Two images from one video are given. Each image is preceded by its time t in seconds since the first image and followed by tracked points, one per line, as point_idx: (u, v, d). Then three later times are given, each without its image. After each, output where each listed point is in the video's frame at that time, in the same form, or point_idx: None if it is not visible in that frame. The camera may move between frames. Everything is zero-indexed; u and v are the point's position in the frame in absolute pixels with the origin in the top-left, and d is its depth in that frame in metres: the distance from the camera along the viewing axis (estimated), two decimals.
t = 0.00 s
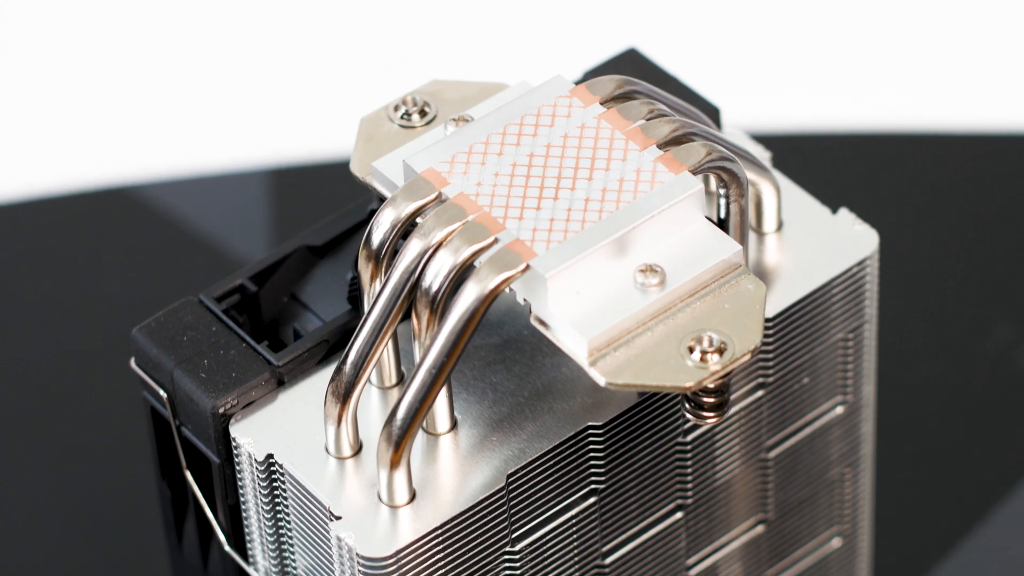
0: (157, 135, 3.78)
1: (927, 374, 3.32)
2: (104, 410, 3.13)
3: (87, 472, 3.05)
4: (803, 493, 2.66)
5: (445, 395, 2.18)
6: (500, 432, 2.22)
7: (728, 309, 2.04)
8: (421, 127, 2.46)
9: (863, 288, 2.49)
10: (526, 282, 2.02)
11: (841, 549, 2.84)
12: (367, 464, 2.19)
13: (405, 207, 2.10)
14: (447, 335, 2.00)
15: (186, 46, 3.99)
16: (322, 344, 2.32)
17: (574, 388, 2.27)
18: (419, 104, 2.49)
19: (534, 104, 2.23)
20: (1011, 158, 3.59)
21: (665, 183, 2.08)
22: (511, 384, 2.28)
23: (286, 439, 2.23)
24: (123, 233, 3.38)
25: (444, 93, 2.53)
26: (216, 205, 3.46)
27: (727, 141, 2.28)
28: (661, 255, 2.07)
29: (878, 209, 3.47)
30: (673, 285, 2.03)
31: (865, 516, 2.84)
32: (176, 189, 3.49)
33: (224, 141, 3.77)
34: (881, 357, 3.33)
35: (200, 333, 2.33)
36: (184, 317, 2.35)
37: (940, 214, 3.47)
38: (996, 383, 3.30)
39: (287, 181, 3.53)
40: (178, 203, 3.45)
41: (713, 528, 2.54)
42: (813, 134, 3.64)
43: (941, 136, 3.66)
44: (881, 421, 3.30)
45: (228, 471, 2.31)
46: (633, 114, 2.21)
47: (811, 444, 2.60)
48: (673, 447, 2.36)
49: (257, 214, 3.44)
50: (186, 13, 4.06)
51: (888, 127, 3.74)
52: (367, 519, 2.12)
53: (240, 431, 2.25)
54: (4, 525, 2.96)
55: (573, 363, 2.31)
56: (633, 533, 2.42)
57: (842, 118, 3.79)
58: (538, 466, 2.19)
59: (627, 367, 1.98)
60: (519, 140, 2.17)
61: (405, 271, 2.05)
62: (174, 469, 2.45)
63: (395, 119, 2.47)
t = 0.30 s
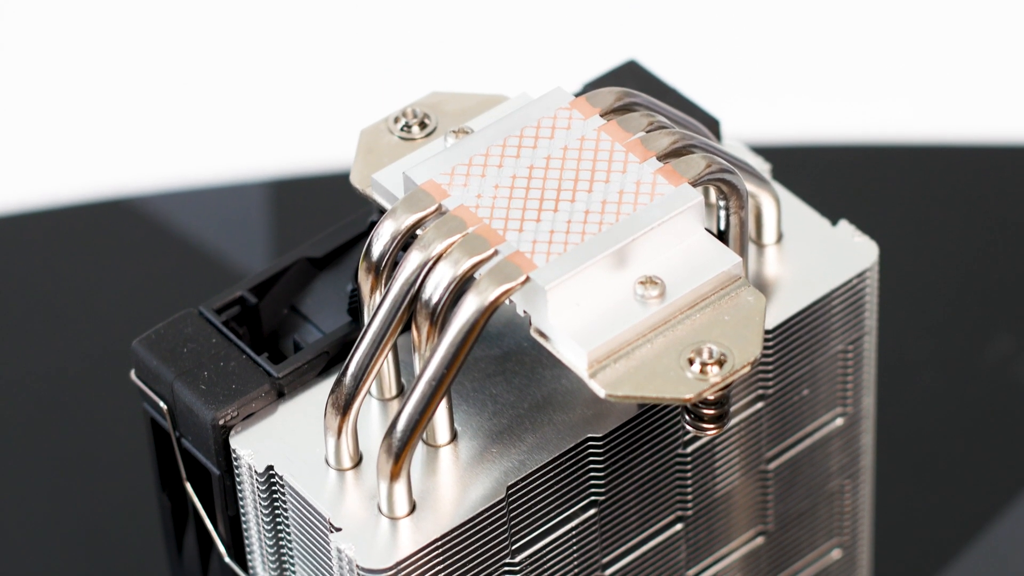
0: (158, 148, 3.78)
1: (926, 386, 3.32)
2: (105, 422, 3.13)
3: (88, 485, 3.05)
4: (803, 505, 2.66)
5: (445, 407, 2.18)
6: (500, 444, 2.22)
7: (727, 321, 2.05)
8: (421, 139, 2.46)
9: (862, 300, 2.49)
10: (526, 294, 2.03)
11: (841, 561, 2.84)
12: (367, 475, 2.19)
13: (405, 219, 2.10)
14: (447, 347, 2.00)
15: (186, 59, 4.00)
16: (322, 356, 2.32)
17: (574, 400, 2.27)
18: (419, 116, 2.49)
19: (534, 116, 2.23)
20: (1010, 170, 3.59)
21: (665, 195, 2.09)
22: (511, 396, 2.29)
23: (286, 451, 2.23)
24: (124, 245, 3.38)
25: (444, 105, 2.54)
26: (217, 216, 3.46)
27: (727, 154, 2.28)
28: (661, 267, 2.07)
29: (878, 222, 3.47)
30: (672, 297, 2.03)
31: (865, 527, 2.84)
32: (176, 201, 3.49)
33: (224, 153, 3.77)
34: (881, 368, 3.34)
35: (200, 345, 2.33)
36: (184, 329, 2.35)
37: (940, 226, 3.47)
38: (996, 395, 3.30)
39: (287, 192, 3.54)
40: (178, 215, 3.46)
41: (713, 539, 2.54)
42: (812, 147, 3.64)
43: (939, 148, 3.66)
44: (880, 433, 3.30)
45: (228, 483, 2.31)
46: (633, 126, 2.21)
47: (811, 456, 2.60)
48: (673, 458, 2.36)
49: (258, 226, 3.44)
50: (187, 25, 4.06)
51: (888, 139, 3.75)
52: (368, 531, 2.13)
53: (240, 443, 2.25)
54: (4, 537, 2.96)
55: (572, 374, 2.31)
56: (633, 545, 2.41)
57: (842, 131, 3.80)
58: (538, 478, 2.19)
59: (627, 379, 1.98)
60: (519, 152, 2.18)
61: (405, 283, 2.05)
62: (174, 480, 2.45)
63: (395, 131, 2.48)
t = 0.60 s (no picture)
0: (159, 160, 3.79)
1: (927, 397, 3.31)
2: (105, 434, 3.12)
3: (88, 497, 3.05)
4: (803, 516, 2.66)
5: (445, 418, 2.18)
6: (500, 455, 2.22)
7: (728, 332, 2.05)
8: (421, 150, 2.47)
9: (862, 311, 2.49)
10: (525, 306, 2.03)
11: (841, 572, 2.83)
12: (367, 487, 2.19)
13: (405, 231, 2.10)
14: (447, 358, 2.00)
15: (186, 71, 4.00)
16: (322, 368, 2.32)
17: (574, 411, 2.27)
18: (419, 127, 2.49)
19: (534, 127, 2.23)
20: (1009, 181, 3.60)
21: (665, 207, 2.09)
22: (511, 408, 2.29)
23: (286, 462, 2.23)
24: (124, 256, 3.38)
25: (444, 117, 2.54)
26: (217, 228, 3.46)
27: (727, 165, 2.28)
28: (660, 279, 2.07)
29: (878, 233, 3.48)
30: (672, 308, 2.03)
31: (865, 538, 2.84)
32: (177, 212, 3.50)
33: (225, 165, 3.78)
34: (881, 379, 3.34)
35: (200, 356, 2.33)
36: (184, 340, 2.35)
37: (940, 237, 3.47)
38: (996, 406, 3.30)
39: (287, 204, 3.54)
40: (178, 226, 3.46)
41: (713, 551, 2.54)
42: (812, 158, 3.65)
43: (939, 159, 3.67)
44: (880, 444, 3.30)
45: (228, 494, 2.31)
46: (633, 138, 2.21)
47: (811, 467, 2.60)
48: (672, 469, 2.36)
49: (258, 237, 3.44)
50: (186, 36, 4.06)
51: (887, 150, 3.76)
52: (367, 543, 2.13)
53: (240, 454, 2.25)
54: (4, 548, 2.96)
55: (572, 386, 2.31)
56: (633, 556, 2.41)
57: (841, 142, 3.80)
58: (537, 490, 2.19)
59: (627, 390, 1.98)
60: (518, 164, 2.18)
61: (405, 295, 2.05)
62: (174, 492, 2.45)
63: (395, 142, 2.48)
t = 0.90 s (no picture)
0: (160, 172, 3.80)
1: (927, 408, 3.31)
2: (106, 445, 3.12)
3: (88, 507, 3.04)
4: (803, 527, 2.66)
5: (446, 430, 2.18)
6: (499, 467, 2.22)
7: (728, 344, 2.05)
8: (421, 162, 2.47)
9: (862, 323, 2.49)
10: (525, 317, 2.03)
11: None
12: (367, 498, 2.19)
13: (405, 242, 2.10)
14: (447, 370, 2.00)
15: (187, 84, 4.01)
16: (322, 379, 2.32)
17: (574, 423, 2.27)
18: (420, 139, 2.50)
19: (534, 139, 2.24)
20: (1007, 195, 3.60)
21: (665, 218, 2.09)
22: (511, 419, 2.29)
23: (286, 474, 2.23)
24: (125, 268, 3.39)
25: (444, 128, 2.55)
26: (218, 239, 3.47)
27: (726, 177, 2.29)
28: (660, 290, 2.07)
29: (878, 244, 3.48)
30: (671, 320, 2.03)
31: (865, 549, 2.84)
32: (177, 224, 3.51)
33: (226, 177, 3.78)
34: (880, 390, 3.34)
35: (200, 368, 2.33)
36: (184, 352, 2.36)
37: (939, 248, 3.48)
38: (996, 416, 3.30)
39: (287, 215, 3.54)
40: (179, 238, 3.47)
41: (713, 563, 2.54)
42: (811, 170, 3.66)
43: (938, 171, 3.68)
44: (880, 454, 3.30)
45: (228, 506, 2.31)
46: (632, 149, 2.22)
47: (811, 479, 2.60)
48: (672, 481, 2.36)
49: (258, 248, 3.45)
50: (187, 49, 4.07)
51: (886, 161, 3.76)
52: (367, 554, 2.13)
53: (241, 466, 2.25)
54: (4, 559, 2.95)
55: (572, 398, 2.31)
56: (633, 568, 2.41)
57: (840, 154, 3.81)
58: (537, 501, 2.19)
59: (627, 402, 1.98)
60: (518, 176, 2.19)
61: (405, 306, 2.05)
62: (174, 503, 2.45)
63: (395, 154, 2.48)
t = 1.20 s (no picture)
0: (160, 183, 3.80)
1: (927, 418, 3.31)
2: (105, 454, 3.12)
3: (88, 517, 3.04)
4: (803, 538, 2.66)
5: (445, 441, 2.18)
6: (499, 478, 2.22)
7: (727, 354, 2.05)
8: (420, 172, 2.47)
9: (862, 333, 2.50)
10: (525, 328, 2.03)
11: None
12: (367, 509, 2.19)
13: (404, 253, 2.10)
14: (447, 380, 2.00)
15: (186, 93, 4.01)
16: (322, 390, 2.32)
17: (574, 433, 2.27)
18: (419, 150, 2.50)
19: (534, 150, 2.24)
20: (1007, 207, 3.61)
21: (664, 229, 2.09)
22: (510, 430, 2.29)
23: (286, 485, 2.23)
24: (125, 279, 3.39)
25: (444, 139, 2.55)
26: (218, 250, 3.47)
27: (726, 188, 2.29)
28: (660, 301, 2.07)
29: (878, 254, 3.49)
30: (671, 330, 2.03)
31: (864, 559, 2.84)
32: (178, 236, 3.52)
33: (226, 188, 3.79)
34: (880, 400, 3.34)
35: (200, 378, 2.33)
36: (184, 362, 2.36)
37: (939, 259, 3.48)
38: (996, 427, 3.30)
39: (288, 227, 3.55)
40: (179, 250, 3.48)
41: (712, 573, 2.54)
42: (811, 181, 3.66)
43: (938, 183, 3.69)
44: (879, 464, 3.30)
45: (228, 516, 2.31)
46: (632, 160, 2.22)
47: (810, 489, 2.60)
48: (672, 491, 2.36)
49: (258, 259, 3.45)
50: (185, 58, 4.07)
51: (887, 172, 3.77)
52: (366, 565, 2.13)
53: (240, 476, 2.25)
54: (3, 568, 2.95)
55: (572, 409, 2.31)
56: None
57: (840, 165, 3.82)
58: (537, 512, 2.19)
59: (627, 412, 1.98)
60: (518, 187, 2.19)
61: (404, 317, 2.05)
62: (174, 513, 2.45)
63: (394, 164, 2.49)
